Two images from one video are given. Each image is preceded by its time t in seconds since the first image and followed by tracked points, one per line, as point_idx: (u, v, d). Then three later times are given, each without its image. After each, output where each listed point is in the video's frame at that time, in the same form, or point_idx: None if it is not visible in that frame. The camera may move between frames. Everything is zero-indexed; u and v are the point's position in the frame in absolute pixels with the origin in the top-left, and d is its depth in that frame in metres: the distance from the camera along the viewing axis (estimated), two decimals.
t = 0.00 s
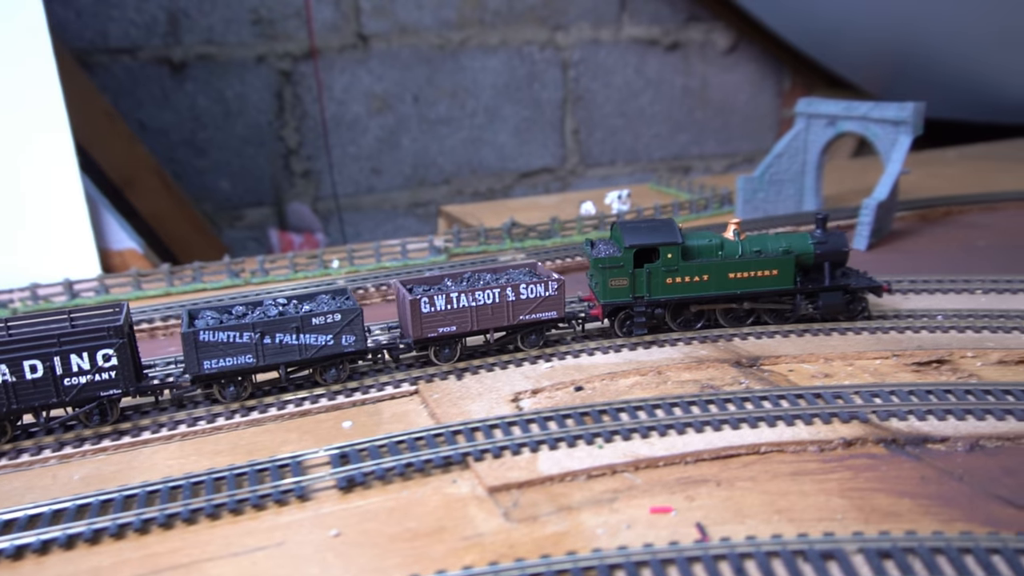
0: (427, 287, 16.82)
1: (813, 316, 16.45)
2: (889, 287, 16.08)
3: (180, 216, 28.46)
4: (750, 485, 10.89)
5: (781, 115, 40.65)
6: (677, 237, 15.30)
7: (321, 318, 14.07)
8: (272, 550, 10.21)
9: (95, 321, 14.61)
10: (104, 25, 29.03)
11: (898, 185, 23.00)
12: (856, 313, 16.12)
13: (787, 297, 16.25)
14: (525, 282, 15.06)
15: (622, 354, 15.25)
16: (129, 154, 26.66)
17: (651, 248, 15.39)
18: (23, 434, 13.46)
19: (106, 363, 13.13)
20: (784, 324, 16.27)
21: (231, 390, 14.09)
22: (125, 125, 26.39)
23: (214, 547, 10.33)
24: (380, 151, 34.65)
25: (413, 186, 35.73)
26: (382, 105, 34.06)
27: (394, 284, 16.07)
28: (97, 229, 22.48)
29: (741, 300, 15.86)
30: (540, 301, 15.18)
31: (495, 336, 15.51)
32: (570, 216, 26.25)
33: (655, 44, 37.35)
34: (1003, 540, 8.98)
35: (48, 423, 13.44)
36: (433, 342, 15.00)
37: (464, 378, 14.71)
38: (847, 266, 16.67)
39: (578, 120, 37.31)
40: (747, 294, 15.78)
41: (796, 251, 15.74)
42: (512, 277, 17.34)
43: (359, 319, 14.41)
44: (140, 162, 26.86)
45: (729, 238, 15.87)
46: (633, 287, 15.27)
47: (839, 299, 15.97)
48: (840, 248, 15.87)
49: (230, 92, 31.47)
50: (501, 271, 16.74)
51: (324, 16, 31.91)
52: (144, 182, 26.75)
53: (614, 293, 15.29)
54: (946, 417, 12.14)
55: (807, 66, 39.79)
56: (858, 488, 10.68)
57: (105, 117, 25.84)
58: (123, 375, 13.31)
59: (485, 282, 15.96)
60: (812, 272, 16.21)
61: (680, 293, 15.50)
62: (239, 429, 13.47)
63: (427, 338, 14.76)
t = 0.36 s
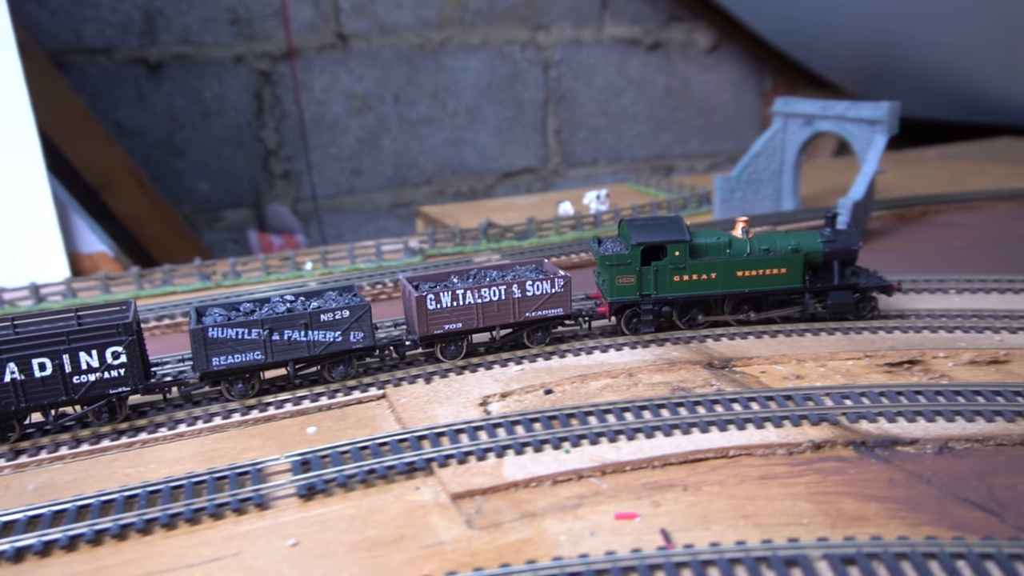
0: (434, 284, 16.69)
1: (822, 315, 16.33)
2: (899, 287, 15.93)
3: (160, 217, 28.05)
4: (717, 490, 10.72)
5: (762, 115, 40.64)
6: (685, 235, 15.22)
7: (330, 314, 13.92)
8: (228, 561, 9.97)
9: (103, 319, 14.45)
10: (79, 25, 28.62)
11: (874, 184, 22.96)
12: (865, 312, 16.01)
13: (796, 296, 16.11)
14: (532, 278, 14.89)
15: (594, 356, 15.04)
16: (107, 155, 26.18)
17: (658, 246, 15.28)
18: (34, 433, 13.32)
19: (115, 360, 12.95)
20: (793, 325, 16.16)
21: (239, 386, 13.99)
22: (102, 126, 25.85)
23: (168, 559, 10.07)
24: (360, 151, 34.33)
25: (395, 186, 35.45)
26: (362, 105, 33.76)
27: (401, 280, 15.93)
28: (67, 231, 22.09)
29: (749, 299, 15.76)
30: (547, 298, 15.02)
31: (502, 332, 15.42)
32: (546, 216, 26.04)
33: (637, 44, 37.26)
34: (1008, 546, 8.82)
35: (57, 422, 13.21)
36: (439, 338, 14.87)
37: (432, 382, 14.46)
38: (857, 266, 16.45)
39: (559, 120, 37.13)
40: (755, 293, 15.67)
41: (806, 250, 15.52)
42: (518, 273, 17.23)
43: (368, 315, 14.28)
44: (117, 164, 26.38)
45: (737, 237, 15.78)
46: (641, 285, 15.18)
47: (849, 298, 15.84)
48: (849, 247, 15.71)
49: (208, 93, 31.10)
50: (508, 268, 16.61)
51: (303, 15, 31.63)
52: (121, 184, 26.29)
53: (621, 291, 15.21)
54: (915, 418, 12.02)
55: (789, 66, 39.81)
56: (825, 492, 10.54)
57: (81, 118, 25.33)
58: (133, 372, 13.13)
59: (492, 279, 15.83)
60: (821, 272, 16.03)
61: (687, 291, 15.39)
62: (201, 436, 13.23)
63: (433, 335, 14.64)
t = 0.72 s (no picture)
0: (437, 283, 16.56)
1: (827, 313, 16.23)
2: (905, 286, 15.82)
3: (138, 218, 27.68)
4: (682, 495, 10.59)
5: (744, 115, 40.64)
6: (689, 234, 15.14)
7: (336, 312, 13.90)
8: (183, 572, 9.76)
9: (110, 317, 14.43)
10: (53, 25, 28.25)
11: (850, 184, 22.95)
12: (870, 313, 15.85)
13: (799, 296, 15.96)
14: (535, 277, 14.82)
15: (565, 359, 14.90)
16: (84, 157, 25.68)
17: (662, 245, 15.19)
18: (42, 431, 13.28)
19: (124, 359, 12.94)
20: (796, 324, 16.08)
21: (246, 385, 13.97)
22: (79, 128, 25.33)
23: (121, 570, 9.86)
24: (341, 152, 34.06)
25: (376, 188, 35.19)
26: (343, 106, 33.50)
27: (403, 279, 15.81)
28: (37, 234, 21.70)
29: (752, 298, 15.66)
30: (550, 297, 14.96)
31: (505, 331, 15.37)
32: (522, 217, 25.86)
33: (619, 44, 37.17)
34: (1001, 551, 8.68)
35: (66, 420, 13.15)
36: (442, 337, 14.78)
37: (400, 386, 14.27)
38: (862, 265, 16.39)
39: (541, 120, 36.98)
40: (760, 292, 15.55)
41: (810, 249, 15.48)
42: (522, 272, 17.16)
43: (374, 313, 14.25)
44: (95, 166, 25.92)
45: (742, 236, 15.69)
46: (644, 284, 15.08)
47: (854, 298, 15.71)
48: (855, 247, 15.63)
49: (186, 93, 30.78)
50: (511, 266, 16.46)
51: (282, 15, 31.36)
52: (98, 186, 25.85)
53: (625, 290, 15.11)
54: (884, 420, 11.91)
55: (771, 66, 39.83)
56: (791, 496, 10.42)
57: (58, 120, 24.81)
58: (142, 371, 13.11)
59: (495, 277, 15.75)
60: (826, 271, 15.94)
61: (691, 291, 15.32)
62: (163, 443, 12.99)
63: (436, 334, 14.56)
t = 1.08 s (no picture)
0: (438, 280, 16.53)
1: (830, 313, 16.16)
2: (909, 287, 15.69)
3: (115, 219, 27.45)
4: (645, 500, 10.49)
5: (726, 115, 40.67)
6: (690, 233, 15.10)
7: (336, 311, 13.99)
8: None
9: (111, 317, 14.39)
10: (28, 25, 27.93)
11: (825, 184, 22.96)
12: (873, 313, 15.79)
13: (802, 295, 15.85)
14: (534, 276, 14.87)
15: (534, 363, 14.80)
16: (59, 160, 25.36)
17: (664, 244, 15.17)
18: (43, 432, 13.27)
19: (128, 357, 12.93)
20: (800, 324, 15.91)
21: (246, 383, 14.04)
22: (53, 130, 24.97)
23: None
24: (321, 154, 33.81)
25: (357, 189, 34.95)
26: (322, 107, 33.26)
27: (403, 277, 15.83)
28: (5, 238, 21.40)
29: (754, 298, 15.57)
30: (550, 296, 15.00)
31: (504, 330, 15.38)
32: (496, 220, 25.63)
33: (599, 45, 37.12)
34: None
35: (69, 420, 13.13)
36: (442, 335, 14.91)
37: (367, 391, 14.15)
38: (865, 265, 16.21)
39: (522, 121, 36.85)
40: (763, 291, 15.48)
41: (812, 249, 15.33)
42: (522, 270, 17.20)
43: (373, 312, 14.34)
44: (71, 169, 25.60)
45: (743, 235, 15.62)
46: (646, 283, 15.09)
47: (857, 298, 15.63)
48: (858, 248, 15.42)
49: (163, 95, 30.48)
50: (512, 265, 16.37)
51: (260, 16, 31.14)
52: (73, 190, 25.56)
53: (626, 289, 15.13)
54: (850, 422, 11.86)
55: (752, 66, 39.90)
56: (754, 500, 10.33)
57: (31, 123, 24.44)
58: (145, 370, 13.11)
59: (495, 276, 15.81)
60: (829, 270, 15.77)
61: (693, 290, 15.32)
62: (123, 451, 12.77)
63: (436, 331, 14.71)
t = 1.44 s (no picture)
0: (441, 275, 16.48)
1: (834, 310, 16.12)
2: (914, 283, 15.61)
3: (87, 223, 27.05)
4: (605, 501, 10.40)
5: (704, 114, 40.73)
6: (693, 229, 15.15)
7: (340, 305, 14.02)
8: None
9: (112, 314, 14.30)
10: None
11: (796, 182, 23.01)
12: (878, 309, 15.76)
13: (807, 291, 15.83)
14: (537, 271, 14.90)
15: (500, 363, 14.70)
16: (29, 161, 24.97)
17: (667, 240, 15.28)
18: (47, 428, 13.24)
19: (131, 353, 12.96)
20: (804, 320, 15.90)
21: (252, 377, 14.01)
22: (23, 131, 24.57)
23: None
24: (297, 154, 33.54)
25: (334, 190, 34.70)
26: (298, 108, 33.00)
27: (409, 272, 15.76)
28: None
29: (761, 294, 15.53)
30: (552, 291, 15.05)
31: (507, 325, 15.42)
32: (469, 219, 25.55)
33: (577, 44, 37.06)
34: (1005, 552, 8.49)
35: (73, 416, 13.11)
36: (445, 329, 14.94)
37: (330, 394, 13.96)
38: (870, 261, 16.17)
39: (500, 121, 36.72)
40: (767, 287, 15.44)
41: (817, 244, 15.28)
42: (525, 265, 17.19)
43: (377, 306, 14.42)
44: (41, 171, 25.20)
45: (748, 231, 15.63)
46: (648, 279, 15.15)
47: (861, 294, 15.60)
48: (863, 244, 15.43)
49: (136, 96, 30.13)
50: (515, 260, 16.30)
51: (234, 16, 30.87)
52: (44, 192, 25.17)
53: (628, 284, 15.19)
54: (812, 420, 11.83)
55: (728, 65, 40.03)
56: (714, 499, 10.28)
57: None
58: (148, 365, 13.16)
59: (497, 270, 15.81)
60: (833, 267, 15.87)
61: (699, 286, 15.30)
62: (79, 457, 12.56)
63: (438, 326, 14.74)
